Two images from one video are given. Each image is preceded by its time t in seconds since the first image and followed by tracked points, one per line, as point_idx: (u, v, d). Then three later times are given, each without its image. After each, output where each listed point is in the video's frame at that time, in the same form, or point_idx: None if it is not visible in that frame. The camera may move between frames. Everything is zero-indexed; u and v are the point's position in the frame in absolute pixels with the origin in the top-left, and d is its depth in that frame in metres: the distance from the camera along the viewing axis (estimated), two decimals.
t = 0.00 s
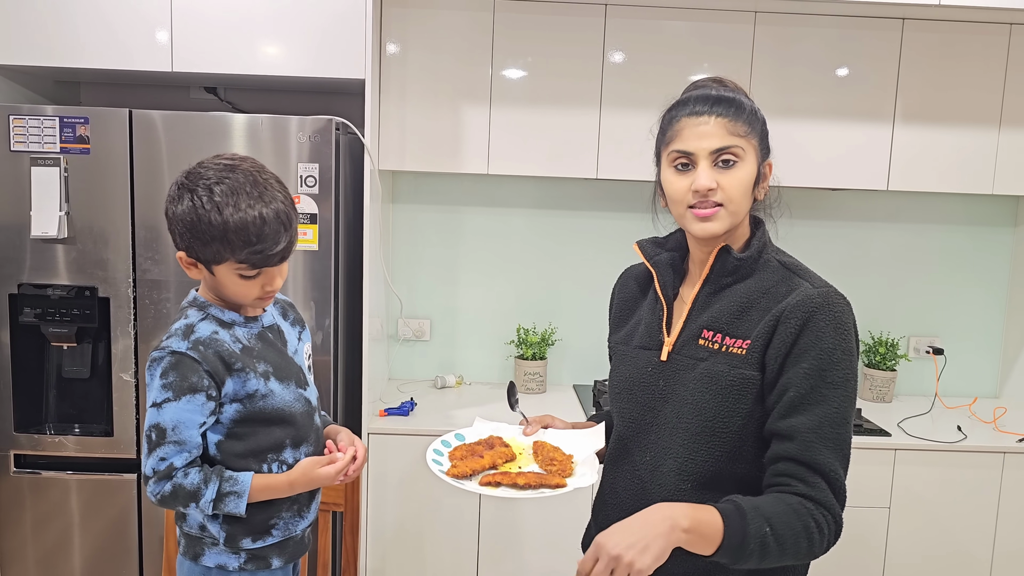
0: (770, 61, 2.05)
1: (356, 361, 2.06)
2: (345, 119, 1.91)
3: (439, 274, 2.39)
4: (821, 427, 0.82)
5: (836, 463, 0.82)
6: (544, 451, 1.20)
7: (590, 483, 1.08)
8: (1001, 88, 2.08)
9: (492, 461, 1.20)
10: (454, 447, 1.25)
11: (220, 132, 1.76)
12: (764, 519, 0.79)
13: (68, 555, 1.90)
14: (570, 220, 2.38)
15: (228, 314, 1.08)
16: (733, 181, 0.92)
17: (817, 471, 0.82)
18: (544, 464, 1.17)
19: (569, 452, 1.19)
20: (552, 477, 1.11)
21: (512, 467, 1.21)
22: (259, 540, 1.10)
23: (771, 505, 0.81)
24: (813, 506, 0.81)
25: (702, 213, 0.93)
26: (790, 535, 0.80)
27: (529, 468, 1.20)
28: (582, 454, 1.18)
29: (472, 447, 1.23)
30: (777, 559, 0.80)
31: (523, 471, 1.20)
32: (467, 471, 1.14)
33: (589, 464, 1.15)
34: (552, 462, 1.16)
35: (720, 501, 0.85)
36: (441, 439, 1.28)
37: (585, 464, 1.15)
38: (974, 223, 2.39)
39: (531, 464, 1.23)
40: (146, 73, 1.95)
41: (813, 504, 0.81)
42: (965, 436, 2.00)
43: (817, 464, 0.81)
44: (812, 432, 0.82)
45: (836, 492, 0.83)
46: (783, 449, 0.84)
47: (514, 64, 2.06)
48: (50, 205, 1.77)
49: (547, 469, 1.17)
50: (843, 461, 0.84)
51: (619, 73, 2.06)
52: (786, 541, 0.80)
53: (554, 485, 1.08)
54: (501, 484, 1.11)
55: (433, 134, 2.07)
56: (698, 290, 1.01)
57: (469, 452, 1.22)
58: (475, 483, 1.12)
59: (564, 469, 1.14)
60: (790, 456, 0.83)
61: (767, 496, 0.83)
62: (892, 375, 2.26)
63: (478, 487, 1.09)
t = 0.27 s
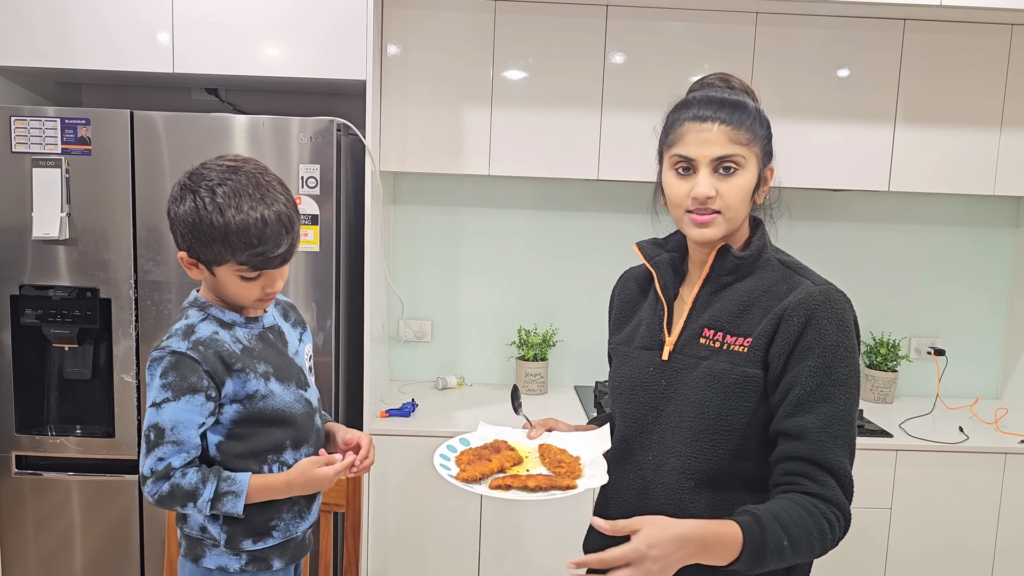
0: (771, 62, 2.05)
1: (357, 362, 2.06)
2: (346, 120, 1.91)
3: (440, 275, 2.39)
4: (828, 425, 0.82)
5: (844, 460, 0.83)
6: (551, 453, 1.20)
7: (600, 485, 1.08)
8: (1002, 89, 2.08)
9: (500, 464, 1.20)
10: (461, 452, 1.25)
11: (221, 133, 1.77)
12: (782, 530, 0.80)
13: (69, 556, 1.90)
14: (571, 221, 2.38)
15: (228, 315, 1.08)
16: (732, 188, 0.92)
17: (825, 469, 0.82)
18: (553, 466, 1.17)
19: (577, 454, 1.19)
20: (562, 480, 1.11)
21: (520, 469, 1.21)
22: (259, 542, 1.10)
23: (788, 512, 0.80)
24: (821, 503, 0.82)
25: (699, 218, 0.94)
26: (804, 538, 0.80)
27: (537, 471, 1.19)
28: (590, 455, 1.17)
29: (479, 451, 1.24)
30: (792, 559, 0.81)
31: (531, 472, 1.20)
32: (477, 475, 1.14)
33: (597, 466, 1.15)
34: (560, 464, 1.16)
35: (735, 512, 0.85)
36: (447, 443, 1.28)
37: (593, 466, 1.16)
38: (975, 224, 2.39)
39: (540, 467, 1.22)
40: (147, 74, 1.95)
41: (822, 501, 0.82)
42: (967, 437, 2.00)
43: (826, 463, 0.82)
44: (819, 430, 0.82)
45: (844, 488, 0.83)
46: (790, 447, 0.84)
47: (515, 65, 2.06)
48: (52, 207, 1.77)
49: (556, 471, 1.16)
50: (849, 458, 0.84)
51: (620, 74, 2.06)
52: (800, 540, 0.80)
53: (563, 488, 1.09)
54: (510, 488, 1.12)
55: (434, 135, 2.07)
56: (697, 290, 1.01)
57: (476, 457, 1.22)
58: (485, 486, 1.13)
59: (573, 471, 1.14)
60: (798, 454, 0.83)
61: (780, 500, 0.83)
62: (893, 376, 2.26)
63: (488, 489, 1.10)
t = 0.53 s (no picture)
0: (771, 63, 2.05)
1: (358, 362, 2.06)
2: (347, 120, 1.92)
3: (441, 275, 2.39)
4: (839, 423, 0.82)
5: (857, 457, 0.83)
6: (553, 454, 1.20)
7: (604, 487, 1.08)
8: (1003, 89, 2.08)
9: (503, 466, 1.20)
10: (463, 453, 1.25)
11: (222, 133, 1.77)
12: (796, 510, 0.80)
13: (70, 556, 1.90)
14: (572, 221, 2.38)
15: (232, 316, 1.08)
16: (728, 187, 0.92)
17: (844, 464, 0.82)
18: (554, 468, 1.17)
19: (579, 456, 1.19)
20: (565, 481, 1.11)
21: (522, 471, 1.20)
22: (262, 542, 1.10)
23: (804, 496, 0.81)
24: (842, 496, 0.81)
25: (699, 221, 0.94)
26: (824, 530, 0.79)
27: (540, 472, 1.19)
28: (593, 457, 1.17)
29: (481, 453, 1.24)
30: (811, 555, 0.80)
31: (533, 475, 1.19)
32: (479, 477, 1.15)
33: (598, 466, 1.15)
34: (562, 466, 1.16)
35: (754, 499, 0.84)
36: (449, 445, 1.28)
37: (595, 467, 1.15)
38: (976, 223, 2.39)
39: (542, 468, 1.21)
40: (147, 74, 1.95)
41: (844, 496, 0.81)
42: (968, 436, 2.00)
43: (842, 458, 0.82)
44: (831, 427, 0.82)
45: (864, 482, 0.83)
46: (804, 446, 0.84)
47: (516, 65, 2.06)
48: (53, 207, 1.77)
49: (557, 473, 1.16)
50: (865, 453, 0.84)
51: (621, 74, 2.06)
52: (822, 535, 0.79)
53: (566, 489, 1.08)
54: (512, 490, 1.11)
55: (435, 136, 2.07)
56: (701, 290, 1.01)
57: (479, 458, 1.22)
58: (487, 489, 1.12)
59: (576, 471, 1.14)
60: (812, 452, 0.83)
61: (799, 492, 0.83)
62: (894, 375, 2.26)
63: (489, 492, 1.09)
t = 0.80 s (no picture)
0: (772, 61, 2.05)
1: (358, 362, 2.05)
2: (347, 120, 1.91)
3: (441, 274, 2.39)
4: (843, 414, 0.82)
5: (863, 447, 0.83)
6: (552, 452, 1.20)
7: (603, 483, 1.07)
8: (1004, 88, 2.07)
9: (501, 464, 1.20)
10: (462, 453, 1.25)
11: (222, 132, 1.76)
12: (806, 520, 0.79)
13: (70, 556, 1.90)
14: (572, 220, 2.38)
15: (233, 315, 1.07)
16: (728, 189, 0.92)
17: (850, 457, 0.82)
18: (553, 465, 1.17)
19: (578, 453, 1.19)
20: (563, 478, 1.11)
21: (521, 469, 1.21)
22: (262, 542, 1.10)
23: (812, 504, 0.80)
24: (846, 491, 0.81)
25: (697, 219, 0.93)
26: (834, 530, 0.79)
27: (539, 469, 1.20)
28: (591, 454, 1.17)
29: (479, 452, 1.23)
30: (823, 553, 0.80)
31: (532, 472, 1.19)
32: (477, 474, 1.14)
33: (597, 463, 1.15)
34: (560, 463, 1.16)
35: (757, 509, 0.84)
36: (447, 444, 1.27)
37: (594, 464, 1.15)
38: (977, 222, 2.39)
39: (541, 467, 1.21)
40: (146, 73, 1.95)
41: (848, 490, 0.81)
42: (968, 435, 2.00)
43: (848, 451, 0.82)
44: (836, 419, 0.82)
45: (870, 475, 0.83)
46: (810, 441, 0.84)
47: (516, 64, 2.06)
48: (52, 206, 1.77)
49: (556, 470, 1.16)
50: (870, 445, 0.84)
51: (621, 73, 2.06)
52: (833, 536, 0.79)
53: (564, 485, 1.09)
54: (510, 487, 1.11)
55: (435, 135, 2.07)
56: (696, 287, 1.01)
57: (477, 457, 1.21)
58: (485, 485, 1.12)
59: (574, 467, 1.14)
60: (818, 446, 0.83)
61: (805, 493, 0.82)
62: (895, 374, 2.26)
63: (488, 489, 1.09)
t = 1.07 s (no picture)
0: (771, 62, 2.05)
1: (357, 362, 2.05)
2: (346, 120, 1.91)
3: (440, 275, 2.39)
4: (840, 422, 0.82)
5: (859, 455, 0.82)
6: (548, 456, 1.20)
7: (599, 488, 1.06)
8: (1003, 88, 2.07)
9: (496, 467, 1.18)
10: (457, 454, 1.24)
11: (221, 133, 1.76)
12: (793, 529, 0.79)
13: (69, 557, 1.90)
14: (571, 221, 2.38)
15: (232, 315, 1.07)
16: (728, 192, 0.92)
17: (842, 465, 0.81)
18: (549, 469, 1.17)
19: (574, 457, 1.19)
20: (558, 483, 1.10)
21: (516, 472, 1.19)
22: (260, 544, 1.10)
23: (800, 513, 0.80)
24: (838, 500, 0.81)
25: (697, 222, 0.93)
26: (821, 538, 0.79)
27: (534, 472, 1.19)
28: (587, 458, 1.17)
29: (475, 453, 1.23)
30: (809, 559, 0.80)
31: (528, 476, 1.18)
32: (473, 479, 1.13)
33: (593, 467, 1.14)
34: (557, 467, 1.15)
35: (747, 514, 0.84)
36: (443, 446, 1.27)
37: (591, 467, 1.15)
38: (976, 223, 2.39)
39: (536, 468, 1.21)
40: (145, 74, 1.95)
41: (839, 498, 0.81)
42: (967, 435, 2.00)
43: (842, 459, 0.81)
44: (833, 426, 0.82)
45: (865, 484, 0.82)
46: (805, 446, 0.84)
47: (515, 65, 2.06)
48: (51, 207, 1.76)
49: (552, 474, 1.16)
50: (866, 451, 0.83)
51: (620, 73, 2.06)
52: (817, 544, 0.79)
53: (560, 491, 1.08)
54: (506, 492, 1.11)
55: (433, 135, 2.07)
56: (696, 288, 1.01)
57: (473, 458, 1.21)
58: (481, 490, 1.12)
59: (571, 471, 1.14)
60: (812, 452, 0.83)
61: (797, 500, 0.82)
62: (894, 374, 2.26)
63: (483, 494, 1.09)
